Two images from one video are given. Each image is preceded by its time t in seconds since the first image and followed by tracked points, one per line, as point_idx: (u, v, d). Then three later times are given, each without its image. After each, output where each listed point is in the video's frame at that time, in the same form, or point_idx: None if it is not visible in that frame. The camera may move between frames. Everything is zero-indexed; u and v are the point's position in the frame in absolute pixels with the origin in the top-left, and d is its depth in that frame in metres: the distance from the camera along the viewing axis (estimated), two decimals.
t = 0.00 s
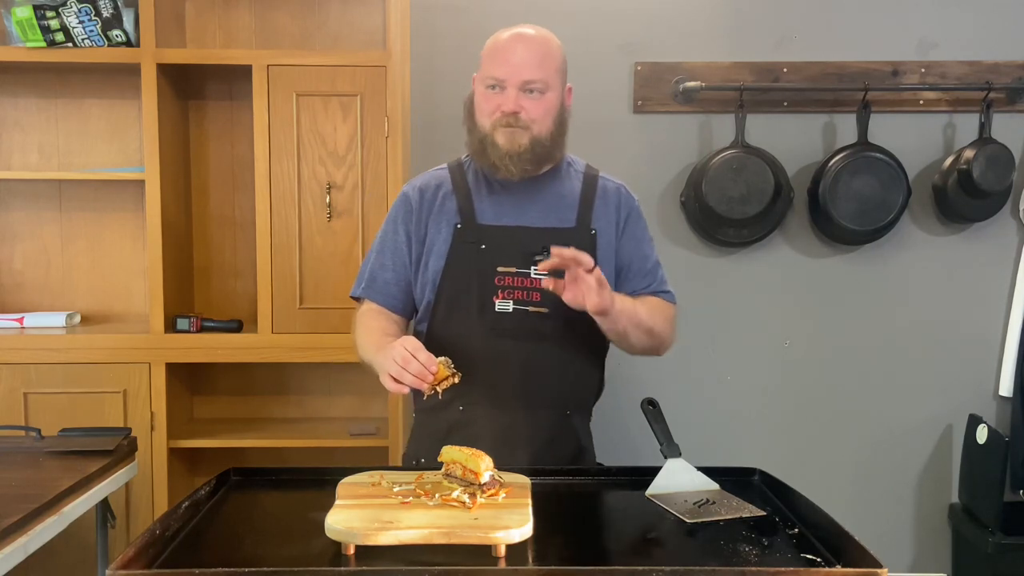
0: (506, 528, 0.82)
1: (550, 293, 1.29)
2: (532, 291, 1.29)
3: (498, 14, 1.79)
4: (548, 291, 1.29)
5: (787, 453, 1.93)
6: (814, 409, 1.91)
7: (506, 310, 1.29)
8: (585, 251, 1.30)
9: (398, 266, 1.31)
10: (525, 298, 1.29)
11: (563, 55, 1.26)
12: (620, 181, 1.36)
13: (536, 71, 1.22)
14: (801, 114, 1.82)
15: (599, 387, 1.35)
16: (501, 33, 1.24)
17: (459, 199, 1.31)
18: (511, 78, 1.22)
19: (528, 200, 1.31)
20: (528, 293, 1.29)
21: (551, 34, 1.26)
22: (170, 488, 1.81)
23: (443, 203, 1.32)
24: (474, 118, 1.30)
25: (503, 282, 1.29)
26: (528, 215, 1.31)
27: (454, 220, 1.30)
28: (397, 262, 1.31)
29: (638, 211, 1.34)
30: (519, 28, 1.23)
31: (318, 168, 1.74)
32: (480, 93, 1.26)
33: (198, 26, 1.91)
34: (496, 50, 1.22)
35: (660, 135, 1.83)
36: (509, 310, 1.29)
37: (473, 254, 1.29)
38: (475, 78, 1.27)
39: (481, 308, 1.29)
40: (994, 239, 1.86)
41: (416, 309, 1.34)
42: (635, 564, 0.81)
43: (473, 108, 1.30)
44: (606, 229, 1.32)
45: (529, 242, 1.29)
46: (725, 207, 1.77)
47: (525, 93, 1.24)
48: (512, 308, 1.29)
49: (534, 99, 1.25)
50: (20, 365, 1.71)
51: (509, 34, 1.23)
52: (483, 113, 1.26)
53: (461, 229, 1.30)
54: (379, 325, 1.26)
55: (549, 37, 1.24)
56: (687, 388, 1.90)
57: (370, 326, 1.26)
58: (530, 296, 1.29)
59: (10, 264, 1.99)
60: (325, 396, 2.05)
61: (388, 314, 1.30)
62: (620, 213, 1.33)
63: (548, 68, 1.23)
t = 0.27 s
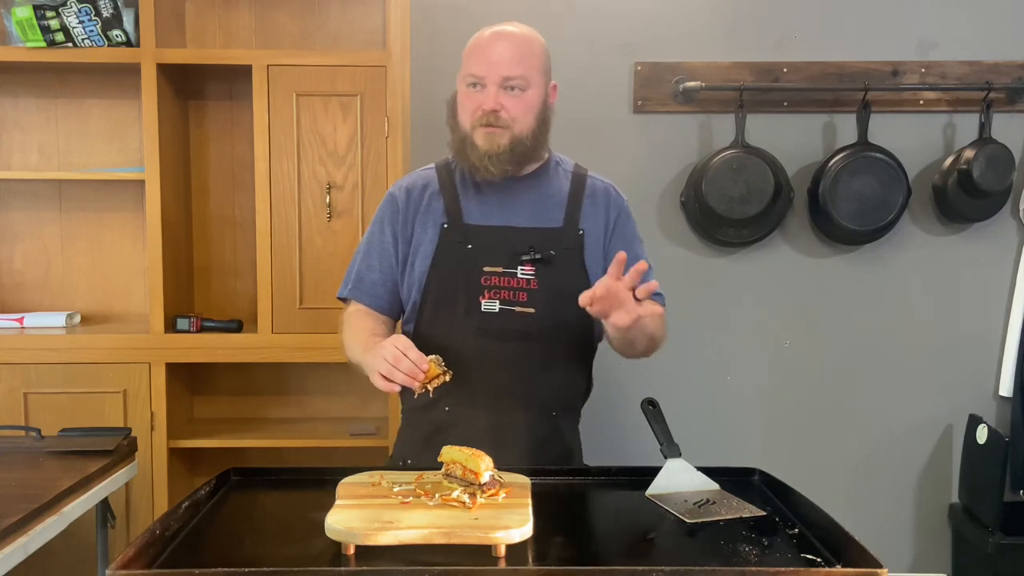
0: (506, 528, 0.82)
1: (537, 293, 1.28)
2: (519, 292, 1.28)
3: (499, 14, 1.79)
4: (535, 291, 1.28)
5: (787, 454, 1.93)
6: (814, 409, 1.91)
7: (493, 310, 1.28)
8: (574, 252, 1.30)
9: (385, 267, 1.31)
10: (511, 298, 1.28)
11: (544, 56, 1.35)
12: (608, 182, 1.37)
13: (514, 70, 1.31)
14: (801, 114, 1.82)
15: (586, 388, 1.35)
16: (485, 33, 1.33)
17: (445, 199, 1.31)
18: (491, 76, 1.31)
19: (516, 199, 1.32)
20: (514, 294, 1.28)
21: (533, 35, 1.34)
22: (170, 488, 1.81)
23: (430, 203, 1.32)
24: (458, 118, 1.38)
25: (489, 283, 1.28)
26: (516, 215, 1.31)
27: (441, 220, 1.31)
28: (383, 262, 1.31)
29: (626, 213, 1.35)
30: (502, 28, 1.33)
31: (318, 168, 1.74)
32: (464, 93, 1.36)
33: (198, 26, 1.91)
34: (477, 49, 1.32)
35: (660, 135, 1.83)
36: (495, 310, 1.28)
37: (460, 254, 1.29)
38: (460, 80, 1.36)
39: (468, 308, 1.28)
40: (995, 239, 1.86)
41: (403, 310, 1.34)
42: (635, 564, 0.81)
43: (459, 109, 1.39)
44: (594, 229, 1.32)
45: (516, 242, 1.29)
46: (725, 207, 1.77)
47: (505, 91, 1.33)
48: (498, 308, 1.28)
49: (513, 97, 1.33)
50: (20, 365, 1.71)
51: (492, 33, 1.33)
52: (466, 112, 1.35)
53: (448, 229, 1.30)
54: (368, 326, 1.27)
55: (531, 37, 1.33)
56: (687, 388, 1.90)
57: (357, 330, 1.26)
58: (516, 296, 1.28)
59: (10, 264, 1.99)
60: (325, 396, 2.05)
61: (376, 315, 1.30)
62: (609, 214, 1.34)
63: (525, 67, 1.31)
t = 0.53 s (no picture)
0: (506, 528, 0.82)
1: (526, 295, 1.27)
2: (508, 294, 1.27)
3: (499, 14, 1.79)
4: (524, 293, 1.27)
5: (786, 453, 1.93)
6: (814, 408, 1.91)
7: (481, 312, 1.27)
8: (564, 254, 1.29)
9: (372, 269, 1.31)
10: (501, 300, 1.27)
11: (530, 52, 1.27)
12: (598, 181, 1.36)
13: (496, 66, 1.23)
14: (801, 114, 1.82)
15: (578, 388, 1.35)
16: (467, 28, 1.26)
17: (434, 199, 1.30)
18: (473, 73, 1.23)
19: (504, 200, 1.30)
20: (504, 296, 1.27)
21: (517, 29, 1.26)
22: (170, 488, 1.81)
23: (417, 204, 1.31)
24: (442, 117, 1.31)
25: (478, 284, 1.27)
26: (505, 216, 1.30)
27: (429, 221, 1.29)
28: (371, 264, 1.31)
29: (617, 214, 1.34)
30: (487, 24, 1.25)
31: (318, 168, 1.74)
32: (446, 92, 1.28)
33: (197, 25, 1.91)
34: (459, 46, 1.24)
35: (660, 135, 1.83)
36: (484, 313, 1.27)
37: (448, 255, 1.28)
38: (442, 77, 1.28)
39: (456, 310, 1.27)
40: (994, 239, 1.86)
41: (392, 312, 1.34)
42: (635, 564, 0.81)
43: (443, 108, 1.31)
44: (584, 231, 1.31)
45: (505, 243, 1.28)
46: (725, 207, 1.77)
47: (487, 90, 1.25)
48: (487, 311, 1.27)
49: (497, 95, 1.25)
50: (21, 365, 1.71)
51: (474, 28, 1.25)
52: (449, 112, 1.27)
53: (436, 230, 1.28)
54: (355, 328, 1.26)
55: (515, 32, 1.25)
56: (687, 388, 1.90)
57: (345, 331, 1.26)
58: (505, 298, 1.27)
59: (10, 264, 1.99)
60: (325, 396, 2.06)
61: (363, 317, 1.30)
62: (599, 214, 1.33)
63: (510, 64, 1.23)
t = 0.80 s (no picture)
0: (506, 528, 0.82)
1: (522, 300, 1.27)
2: (504, 299, 1.27)
3: (499, 14, 1.79)
4: (519, 298, 1.27)
5: (786, 453, 1.93)
6: (814, 408, 1.91)
7: (477, 318, 1.27)
8: (559, 257, 1.29)
9: (364, 273, 1.31)
10: (496, 306, 1.27)
11: (520, 54, 1.25)
12: (590, 181, 1.36)
13: (486, 68, 1.20)
14: (801, 114, 1.82)
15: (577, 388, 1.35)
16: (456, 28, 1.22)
17: (426, 203, 1.29)
18: (462, 75, 1.20)
19: (496, 203, 1.30)
20: (499, 301, 1.27)
21: (508, 30, 1.24)
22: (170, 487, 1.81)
23: (410, 207, 1.30)
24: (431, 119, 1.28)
25: (473, 290, 1.27)
26: (497, 219, 1.29)
27: (422, 225, 1.29)
28: (362, 268, 1.31)
29: (609, 214, 1.34)
30: (477, 23, 1.22)
31: (318, 168, 1.74)
32: (435, 93, 1.24)
33: (197, 25, 1.91)
34: (449, 47, 1.20)
35: (660, 135, 1.83)
36: (481, 318, 1.27)
37: (442, 260, 1.27)
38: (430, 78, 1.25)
39: (452, 317, 1.27)
40: (994, 239, 1.86)
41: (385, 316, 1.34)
42: (635, 564, 0.81)
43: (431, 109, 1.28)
44: (578, 233, 1.31)
45: (500, 248, 1.28)
46: (725, 207, 1.77)
47: (477, 92, 1.22)
48: (483, 316, 1.27)
49: (486, 98, 1.22)
50: (21, 365, 1.71)
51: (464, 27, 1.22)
52: (437, 114, 1.24)
53: (429, 235, 1.28)
54: (347, 332, 1.27)
55: (506, 33, 1.23)
56: (687, 388, 1.90)
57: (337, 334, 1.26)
58: (501, 304, 1.27)
59: (10, 264, 1.99)
60: (325, 396, 2.06)
61: (354, 320, 1.31)
62: (592, 215, 1.33)
63: (500, 66, 1.21)
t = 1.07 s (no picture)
0: (506, 528, 0.82)
1: (520, 307, 1.28)
2: (502, 306, 1.27)
3: (499, 14, 1.79)
4: (517, 304, 1.27)
5: (787, 454, 1.93)
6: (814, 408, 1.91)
7: (476, 324, 1.27)
8: (556, 262, 1.29)
9: (360, 275, 1.29)
10: (495, 312, 1.27)
11: (519, 59, 1.24)
12: (588, 183, 1.36)
13: (488, 76, 1.19)
14: (801, 114, 1.82)
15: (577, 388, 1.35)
16: (457, 32, 1.20)
17: (423, 207, 1.28)
18: (463, 83, 1.18)
19: (494, 207, 1.29)
20: (498, 308, 1.27)
21: (509, 35, 1.22)
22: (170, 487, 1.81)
23: (407, 210, 1.29)
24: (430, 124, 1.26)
25: (471, 296, 1.27)
26: (495, 223, 1.29)
27: (419, 230, 1.28)
28: (358, 271, 1.29)
29: (605, 218, 1.34)
30: (478, 26, 1.20)
31: (318, 168, 1.74)
32: (434, 99, 1.23)
33: (197, 25, 1.91)
34: (449, 51, 1.19)
35: (660, 135, 1.83)
36: (479, 325, 1.27)
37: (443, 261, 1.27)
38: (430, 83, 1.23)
39: (451, 322, 1.27)
40: (994, 239, 1.86)
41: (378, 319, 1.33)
42: (634, 564, 0.81)
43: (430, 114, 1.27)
44: (575, 237, 1.31)
45: (498, 253, 1.27)
46: (725, 207, 1.77)
47: (477, 99, 1.21)
48: (481, 323, 1.27)
49: (487, 106, 1.21)
50: (21, 365, 1.71)
51: (464, 31, 1.20)
52: (436, 121, 1.23)
53: (426, 238, 1.27)
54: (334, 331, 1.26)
55: (507, 39, 1.21)
56: (686, 388, 1.90)
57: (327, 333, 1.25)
58: (499, 310, 1.27)
59: (10, 264, 1.99)
60: (325, 396, 2.06)
61: (348, 323, 1.29)
62: (589, 219, 1.33)
63: (501, 73, 1.20)
